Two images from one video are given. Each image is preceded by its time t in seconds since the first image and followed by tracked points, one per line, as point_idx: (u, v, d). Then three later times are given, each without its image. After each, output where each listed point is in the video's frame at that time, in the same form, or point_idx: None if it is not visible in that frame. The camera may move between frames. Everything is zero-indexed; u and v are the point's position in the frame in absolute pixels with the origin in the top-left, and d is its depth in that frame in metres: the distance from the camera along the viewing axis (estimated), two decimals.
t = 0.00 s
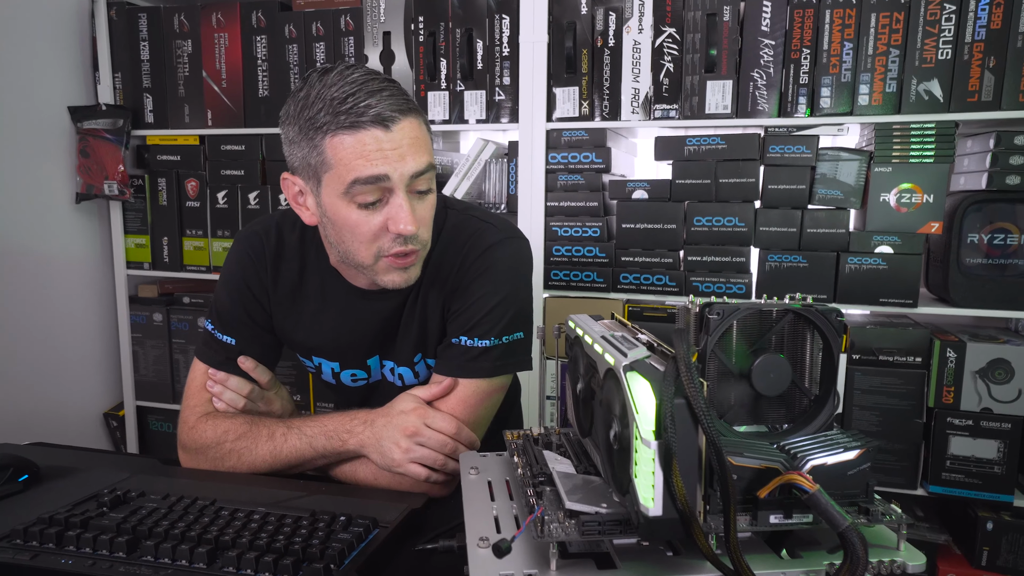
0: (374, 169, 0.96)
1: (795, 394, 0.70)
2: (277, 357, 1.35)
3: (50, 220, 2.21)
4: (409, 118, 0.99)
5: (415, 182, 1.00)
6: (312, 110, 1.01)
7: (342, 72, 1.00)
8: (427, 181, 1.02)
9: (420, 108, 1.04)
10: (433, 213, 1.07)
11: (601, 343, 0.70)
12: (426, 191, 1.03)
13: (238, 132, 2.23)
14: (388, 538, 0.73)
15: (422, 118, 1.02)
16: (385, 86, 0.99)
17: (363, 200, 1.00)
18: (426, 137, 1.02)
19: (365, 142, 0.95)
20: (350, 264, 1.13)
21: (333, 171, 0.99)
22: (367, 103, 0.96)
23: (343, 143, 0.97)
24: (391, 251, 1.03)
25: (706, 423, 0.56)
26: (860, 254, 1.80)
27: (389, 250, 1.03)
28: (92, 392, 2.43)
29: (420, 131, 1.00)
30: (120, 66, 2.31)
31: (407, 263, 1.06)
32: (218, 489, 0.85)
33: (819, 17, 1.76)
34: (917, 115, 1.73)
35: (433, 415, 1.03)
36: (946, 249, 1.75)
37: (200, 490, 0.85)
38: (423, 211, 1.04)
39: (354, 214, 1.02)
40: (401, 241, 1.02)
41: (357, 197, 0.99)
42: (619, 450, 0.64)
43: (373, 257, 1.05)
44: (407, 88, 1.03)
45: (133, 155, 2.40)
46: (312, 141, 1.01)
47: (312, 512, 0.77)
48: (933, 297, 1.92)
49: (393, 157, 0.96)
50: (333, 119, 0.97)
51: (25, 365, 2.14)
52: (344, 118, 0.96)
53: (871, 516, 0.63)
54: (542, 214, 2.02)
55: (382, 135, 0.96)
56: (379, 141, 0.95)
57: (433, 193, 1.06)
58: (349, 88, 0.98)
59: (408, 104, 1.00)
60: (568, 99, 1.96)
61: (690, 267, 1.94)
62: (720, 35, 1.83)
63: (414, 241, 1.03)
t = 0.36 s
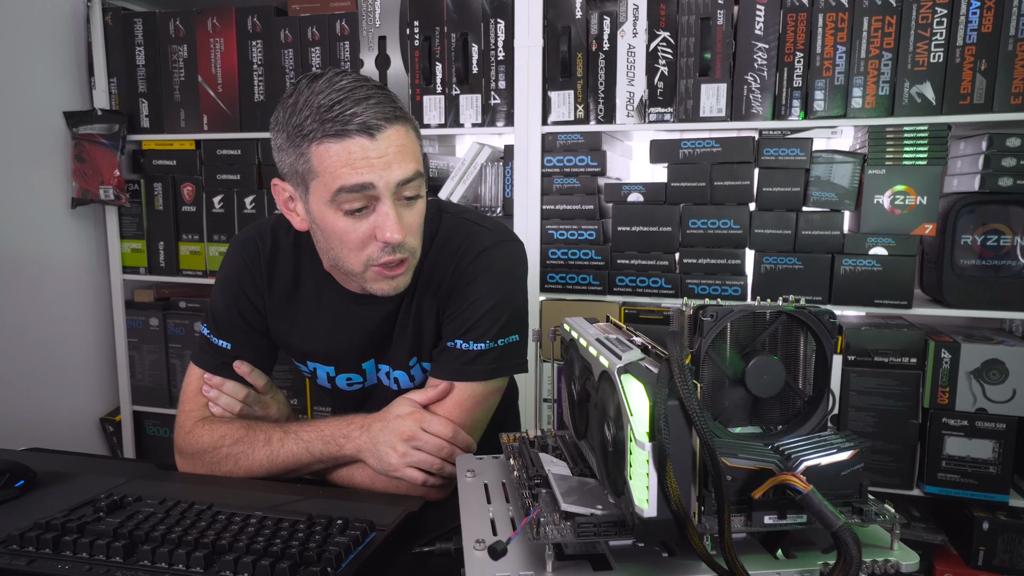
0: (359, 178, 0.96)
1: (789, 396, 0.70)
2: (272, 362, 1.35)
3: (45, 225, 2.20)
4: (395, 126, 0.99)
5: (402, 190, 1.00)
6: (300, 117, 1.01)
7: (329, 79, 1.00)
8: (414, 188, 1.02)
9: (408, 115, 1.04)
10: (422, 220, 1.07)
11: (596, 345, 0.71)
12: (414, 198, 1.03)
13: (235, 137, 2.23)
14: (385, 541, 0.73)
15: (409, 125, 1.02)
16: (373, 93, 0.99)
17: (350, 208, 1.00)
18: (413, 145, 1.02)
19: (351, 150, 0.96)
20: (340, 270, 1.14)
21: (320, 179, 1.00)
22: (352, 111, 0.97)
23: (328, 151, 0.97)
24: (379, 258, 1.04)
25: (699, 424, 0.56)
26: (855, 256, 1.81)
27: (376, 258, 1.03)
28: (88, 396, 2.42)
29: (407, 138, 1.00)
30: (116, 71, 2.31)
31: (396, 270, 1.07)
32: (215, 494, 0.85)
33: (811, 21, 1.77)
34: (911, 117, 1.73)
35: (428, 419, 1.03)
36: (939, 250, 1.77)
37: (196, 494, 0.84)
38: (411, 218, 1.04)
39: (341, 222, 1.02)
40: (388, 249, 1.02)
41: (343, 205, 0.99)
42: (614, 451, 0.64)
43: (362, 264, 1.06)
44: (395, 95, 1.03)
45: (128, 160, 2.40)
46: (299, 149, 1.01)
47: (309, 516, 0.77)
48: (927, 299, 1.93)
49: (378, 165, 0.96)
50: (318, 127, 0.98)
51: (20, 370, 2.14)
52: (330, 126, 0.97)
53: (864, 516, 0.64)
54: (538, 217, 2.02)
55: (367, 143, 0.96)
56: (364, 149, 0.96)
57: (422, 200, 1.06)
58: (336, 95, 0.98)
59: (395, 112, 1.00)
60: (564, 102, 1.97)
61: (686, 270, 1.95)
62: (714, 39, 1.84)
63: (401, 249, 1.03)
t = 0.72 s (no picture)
0: (361, 180, 0.96)
1: (788, 399, 0.70)
2: (271, 362, 1.36)
3: (48, 225, 2.21)
4: (398, 129, 0.99)
5: (404, 192, 1.00)
6: (303, 120, 1.02)
7: (333, 82, 1.01)
8: (416, 191, 1.02)
9: (410, 118, 1.04)
10: (424, 222, 1.08)
11: (596, 347, 0.71)
12: (416, 201, 1.03)
13: (237, 137, 2.24)
14: (386, 541, 0.74)
15: (411, 128, 1.03)
16: (375, 96, 1.00)
17: (352, 210, 1.00)
18: (415, 148, 1.02)
19: (353, 153, 0.96)
20: (342, 271, 1.14)
21: (323, 181, 1.00)
22: (354, 113, 0.97)
23: (331, 154, 0.97)
24: (381, 261, 1.04)
25: (699, 426, 0.57)
26: (855, 259, 1.81)
27: (378, 260, 1.04)
28: (91, 396, 2.43)
29: (409, 141, 1.01)
30: (120, 72, 2.32)
31: (398, 273, 1.07)
32: (217, 493, 0.85)
33: (813, 24, 1.78)
34: (912, 121, 1.74)
35: (427, 422, 1.03)
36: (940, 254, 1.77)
37: (198, 494, 0.85)
38: (412, 220, 1.04)
39: (343, 224, 1.02)
40: (390, 251, 1.02)
41: (345, 207, 1.00)
42: (614, 453, 0.65)
43: (364, 266, 1.06)
44: (397, 98, 1.03)
45: (131, 160, 2.41)
46: (302, 151, 1.02)
47: (310, 516, 0.77)
48: (928, 302, 1.93)
49: (380, 168, 0.96)
50: (321, 129, 0.98)
51: (23, 370, 2.15)
52: (332, 129, 0.97)
53: (863, 519, 0.64)
54: (539, 219, 2.03)
55: (369, 145, 0.96)
56: (367, 152, 0.96)
57: (424, 202, 1.06)
58: (339, 98, 0.98)
59: (398, 115, 1.01)
60: (565, 104, 1.98)
61: (687, 272, 1.95)
62: (715, 42, 1.85)
63: (403, 251, 1.04)
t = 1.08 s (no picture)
0: (370, 173, 0.97)
1: (792, 397, 0.71)
2: (276, 359, 1.37)
3: (57, 223, 2.23)
4: (405, 123, 1.00)
5: (411, 186, 1.01)
6: (311, 115, 1.02)
7: (340, 78, 1.01)
8: (423, 185, 1.03)
9: (417, 113, 1.05)
10: (430, 217, 1.08)
11: (600, 345, 0.72)
12: (423, 195, 1.04)
13: (243, 136, 2.25)
14: (391, 537, 0.74)
15: (418, 123, 1.03)
16: (383, 90, 1.00)
17: (360, 204, 1.01)
18: (423, 142, 1.03)
19: (361, 146, 0.96)
20: (348, 267, 1.15)
21: (331, 175, 1.00)
22: (362, 108, 0.98)
23: (339, 147, 0.98)
24: (388, 255, 1.05)
25: (703, 424, 0.57)
26: (860, 257, 1.80)
27: (386, 254, 1.04)
28: (99, 394, 2.45)
29: (416, 135, 1.01)
30: (126, 71, 2.33)
31: (405, 267, 1.08)
32: (224, 489, 0.86)
33: (818, 24, 1.77)
34: (917, 120, 1.73)
35: (432, 419, 1.03)
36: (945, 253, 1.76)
37: (205, 490, 0.86)
38: (419, 215, 1.05)
39: (350, 218, 1.03)
40: (397, 245, 1.03)
41: (353, 201, 1.00)
42: (618, 451, 0.65)
43: (371, 260, 1.07)
44: (404, 93, 1.04)
45: (138, 159, 2.42)
46: (310, 145, 1.02)
47: (316, 512, 0.77)
48: (933, 301, 1.93)
49: (388, 161, 0.97)
50: (329, 123, 0.98)
51: (31, 367, 2.17)
52: (341, 123, 0.97)
53: (867, 517, 0.64)
54: (544, 219, 2.04)
55: (378, 138, 0.96)
56: (375, 145, 0.96)
57: (430, 197, 1.07)
58: (347, 93, 0.99)
59: (405, 110, 1.01)
60: (570, 104, 1.98)
61: (691, 271, 1.95)
62: (720, 41, 1.84)
63: (410, 245, 1.04)
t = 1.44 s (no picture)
0: (368, 181, 0.97)
1: (792, 399, 0.71)
2: (276, 359, 1.37)
3: (57, 223, 2.23)
4: (406, 130, 0.99)
5: (411, 193, 1.01)
6: (310, 118, 1.02)
7: (341, 80, 1.01)
8: (423, 192, 1.02)
9: (418, 118, 1.04)
10: (429, 223, 1.08)
11: (599, 347, 0.72)
12: (422, 202, 1.04)
13: (243, 136, 2.25)
14: (389, 539, 0.74)
15: (419, 129, 1.03)
16: (383, 96, 1.00)
17: (358, 210, 1.01)
18: (423, 148, 1.02)
19: (361, 153, 0.96)
20: (346, 269, 1.15)
21: (330, 180, 1.00)
22: (362, 114, 0.97)
23: (339, 153, 0.98)
24: (385, 260, 1.05)
25: (702, 427, 0.57)
26: (860, 258, 1.80)
27: (384, 260, 1.05)
28: (98, 393, 2.45)
29: (417, 142, 1.01)
30: (126, 70, 2.33)
31: (402, 272, 1.08)
32: (222, 490, 0.86)
33: (818, 25, 1.77)
34: (918, 120, 1.73)
35: (431, 420, 1.03)
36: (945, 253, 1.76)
37: (204, 490, 0.86)
38: (418, 221, 1.05)
39: (349, 223, 1.03)
40: (395, 251, 1.03)
41: (351, 207, 1.00)
42: (617, 452, 0.65)
43: (368, 265, 1.07)
44: (405, 97, 1.03)
45: (137, 158, 2.42)
46: (309, 150, 1.02)
47: (315, 513, 0.77)
48: (933, 302, 1.93)
49: (387, 168, 0.97)
50: (328, 128, 0.98)
51: (32, 367, 2.17)
52: (340, 129, 0.97)
53: (866, 519, 0.64)
54: (543, 219, 2.03)
55: (377, 145, 0.96)
56: (374, 152, 0.96)
57: (430, 203, 1.07)
58: (347, 98, 0.99)
59: (406, 115, 1.01)
60: (570, 103, 1.98)
61: (691, 271, 1.95)
62: (720, 41, 1.84)
63: (408, 251, 1.04)
